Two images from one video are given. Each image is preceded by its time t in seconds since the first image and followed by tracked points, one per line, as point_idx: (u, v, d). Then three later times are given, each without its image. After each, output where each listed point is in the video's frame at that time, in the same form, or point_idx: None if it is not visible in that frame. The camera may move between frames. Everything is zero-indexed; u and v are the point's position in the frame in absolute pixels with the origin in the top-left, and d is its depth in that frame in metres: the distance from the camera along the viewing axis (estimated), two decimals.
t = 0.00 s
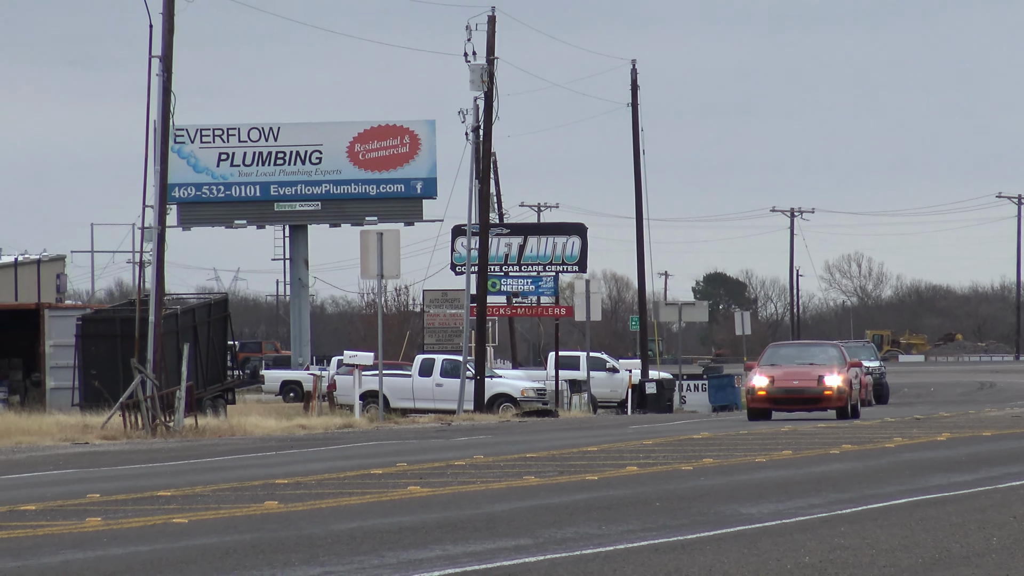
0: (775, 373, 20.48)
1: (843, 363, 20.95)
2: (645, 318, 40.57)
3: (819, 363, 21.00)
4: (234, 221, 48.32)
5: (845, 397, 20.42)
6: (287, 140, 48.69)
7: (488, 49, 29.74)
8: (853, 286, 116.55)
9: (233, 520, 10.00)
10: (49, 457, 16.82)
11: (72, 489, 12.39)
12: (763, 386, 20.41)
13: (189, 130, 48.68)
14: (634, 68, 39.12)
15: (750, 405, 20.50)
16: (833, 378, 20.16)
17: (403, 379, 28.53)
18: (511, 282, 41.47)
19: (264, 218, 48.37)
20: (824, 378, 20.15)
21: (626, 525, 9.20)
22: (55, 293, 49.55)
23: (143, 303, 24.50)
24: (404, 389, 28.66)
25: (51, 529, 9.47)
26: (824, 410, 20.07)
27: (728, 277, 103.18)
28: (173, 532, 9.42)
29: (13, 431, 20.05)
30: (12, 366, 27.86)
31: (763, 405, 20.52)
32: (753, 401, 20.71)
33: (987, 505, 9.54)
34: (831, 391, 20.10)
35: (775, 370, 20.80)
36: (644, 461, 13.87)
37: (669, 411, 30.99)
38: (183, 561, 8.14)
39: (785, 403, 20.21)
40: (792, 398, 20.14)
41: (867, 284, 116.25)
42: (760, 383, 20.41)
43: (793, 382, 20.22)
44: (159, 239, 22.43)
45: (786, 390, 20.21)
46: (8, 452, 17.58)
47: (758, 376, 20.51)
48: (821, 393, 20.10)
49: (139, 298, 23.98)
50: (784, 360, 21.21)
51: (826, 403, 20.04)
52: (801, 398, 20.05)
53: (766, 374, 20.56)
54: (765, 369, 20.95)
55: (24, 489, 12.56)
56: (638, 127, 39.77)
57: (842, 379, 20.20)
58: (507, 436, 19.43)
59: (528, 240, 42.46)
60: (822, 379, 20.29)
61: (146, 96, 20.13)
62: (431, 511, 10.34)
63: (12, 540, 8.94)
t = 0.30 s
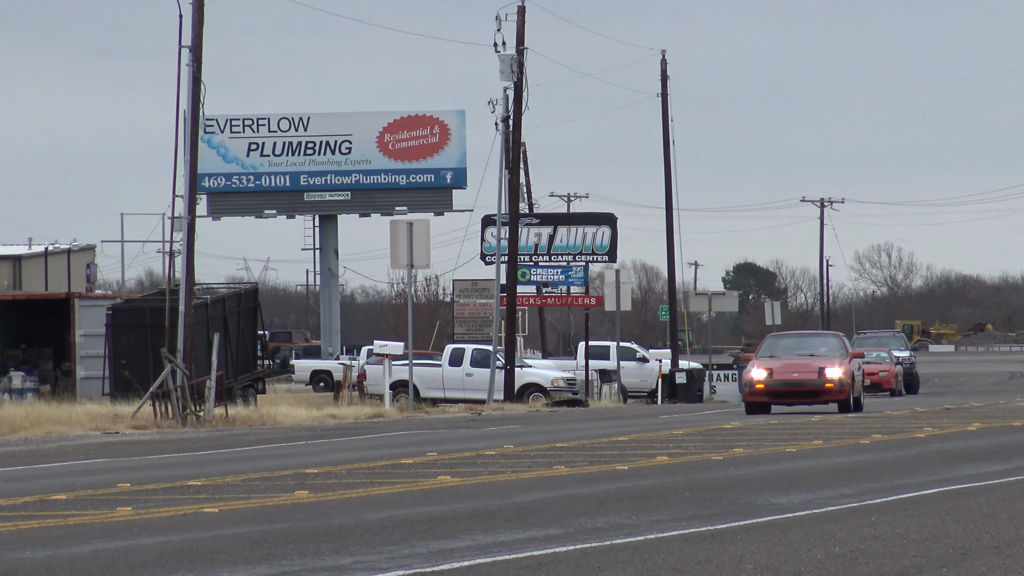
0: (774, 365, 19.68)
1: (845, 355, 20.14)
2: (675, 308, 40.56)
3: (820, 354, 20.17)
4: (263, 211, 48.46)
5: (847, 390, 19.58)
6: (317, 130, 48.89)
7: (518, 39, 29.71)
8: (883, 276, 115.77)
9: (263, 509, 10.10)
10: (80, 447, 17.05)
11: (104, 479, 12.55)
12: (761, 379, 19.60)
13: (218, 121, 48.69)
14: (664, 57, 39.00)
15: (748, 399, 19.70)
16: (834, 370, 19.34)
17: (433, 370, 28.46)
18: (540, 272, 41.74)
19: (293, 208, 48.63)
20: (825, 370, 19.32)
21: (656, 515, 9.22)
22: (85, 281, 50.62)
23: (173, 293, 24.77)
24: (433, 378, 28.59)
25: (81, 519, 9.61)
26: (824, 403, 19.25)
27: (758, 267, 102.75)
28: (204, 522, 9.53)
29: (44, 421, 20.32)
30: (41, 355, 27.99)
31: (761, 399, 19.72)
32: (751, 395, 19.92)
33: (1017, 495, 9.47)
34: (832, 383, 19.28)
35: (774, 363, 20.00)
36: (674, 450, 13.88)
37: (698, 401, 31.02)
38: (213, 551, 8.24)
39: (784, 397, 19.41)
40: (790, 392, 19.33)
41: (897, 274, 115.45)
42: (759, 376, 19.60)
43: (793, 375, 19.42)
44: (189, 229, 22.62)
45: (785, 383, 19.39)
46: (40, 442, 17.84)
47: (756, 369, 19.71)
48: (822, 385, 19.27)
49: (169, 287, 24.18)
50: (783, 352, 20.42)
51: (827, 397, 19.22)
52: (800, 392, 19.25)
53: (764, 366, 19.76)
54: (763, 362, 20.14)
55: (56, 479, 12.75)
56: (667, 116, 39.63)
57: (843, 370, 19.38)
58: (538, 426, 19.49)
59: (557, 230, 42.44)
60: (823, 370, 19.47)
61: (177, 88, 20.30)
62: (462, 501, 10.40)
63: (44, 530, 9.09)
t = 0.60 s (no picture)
0: (771, 359, 18.66)
1: (846, 348, 19.13)
2: (706, 300, 40.39)
3: (819, 348, 19.17)
4: (295, 203, 48.64)
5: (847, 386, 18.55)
6: (349, 122, 49.07)
7: (550, 32, 29.66)
8: (915, 269, 114.75)
9: (295, 502, 10.19)
10: (113, 439, 17.25)
11: (136, 471, 12.70)
12: (757, 373, 18.59)
13: (250, 112, 48.85)
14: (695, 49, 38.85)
15: (743, 394, 18.68)
16: (834, 365, 18.32)
17: (465, 361, 28.75)
18: (572, 264, 41.78)
19: (324, 200, 48.83)
20: (823, 365, 18.30)
21: (688, 508, 9.23)
22: (117, 274, 51.21)
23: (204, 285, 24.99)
24: (465, 370, 28.83)
25: (115, 511, 9.74)
26: (823, 399, 18.24)
27: (790, 260, 102.21)
28: (237, 514, 9.64)
29: (77, 412, 20.60)
30: (73, 347, 28.42)
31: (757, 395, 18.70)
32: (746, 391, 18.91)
33: None
34: (831, 378, 18.26)
35: (770, 357, 18.99)
36: (706, 443, 13.85)
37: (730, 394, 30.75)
38: (246, 543, 8.33)
39: (781, 392, 18.38)
40: (788, 387, 18.28)
41: (929, 267, 114.43)
42: (754, 370, 18.61)
43: (790, 369, 18.39)
44: (221, 221, 22.79)
45: (782, 378, 18.38)
46: (72, 433, 18.09)
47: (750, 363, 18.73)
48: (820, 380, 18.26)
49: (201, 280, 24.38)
50: (781, 346, 19.42)
51: (826, 392, 18.21)
52: (798, 387, 18.21)
53: (760, 360, 18.76)
54: (759, 355, 19.13)
55: (88, 471, 12.91)
56: (699, 108, 39.46)
57: (843, 365, 18.34)
58: (569, 418, 19.51)
59: (589, 222, 42.38)
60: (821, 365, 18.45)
61: (210, 80, 20.44)
62: (494, 493, 10.45)
63: (78, 522, 9.22)
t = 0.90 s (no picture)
0: (760, 351, 18.01)
1: (841, 339, 18.47)
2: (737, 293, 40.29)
3: (813, 339, 18.52)
4: (325, 196, 48.90)
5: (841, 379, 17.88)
6: (379, 115, 49.20)
7: (581, 24, 29.62)
8: (946, 261, 113.85)
9: (326, 494, 10.30)
10: (145, 432, 17.45)
11: (169, 464, 12.86)
12: (745, 365, 17.96)
13: (281, 106, 49.18)
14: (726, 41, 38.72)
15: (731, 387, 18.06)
16: (826, 356, 17.66)
17: (495, 354, 28.67)
18: (603, 257, 41.35)
19: (355, 192, 48.98)
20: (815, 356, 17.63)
21: (719, 500, 9.24)
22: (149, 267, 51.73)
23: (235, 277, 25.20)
24: (496, 363, 28.82)
25: (148, 504, 9.88)
26: (815, 393, 17.57)
27: (820, 252, 101.74)
28: (269, 506, 9.75)
29: (108, 404, 20.85)
30: (105, 339, 28.67)
31: (746, 387, 18.06)
32: (735, 383, 18.29)
33: None
34: (823, 370, 17.59)
35: (760, 347, 18.34)
36: (736, 435, 13.83)
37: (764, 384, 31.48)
38: (276, 535, 8.43)
39: (770, 384, 17.73)
40: (777, 379, 17.64)
41: (960, 259, 113.51)
42: (743, 362, 17.96)
43: (781, 361, 17.73)
44: (251, 214, 22.97)
45: (772, 370, 17.73)
46: (104, 426, 18.32)
47: (739, 354, 18.08)
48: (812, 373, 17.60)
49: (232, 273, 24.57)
50: (772, 336, 18.77)
51: (818, 385, 17.53)
52: (787, 379, 17.55)
53: (749, 352, 18.13)
54: (749, 346, 18.49)
55: (121, 463, 13.10)
56: (730, 100, 39.30)
57: (836, 357, 17.67)
58: (599, 410, 19.54)
59: (620, 215, 42.43)
60: (813, 357, 17.79)
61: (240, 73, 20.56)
62: (524, 486, 10.50)
63: (109, 514, 9.36)
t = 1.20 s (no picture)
0: (743, 349, 17.45)
1: (827, 337, 17.96)
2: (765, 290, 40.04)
3: (798, 336, 18.00)
4: (354, 193, 48.98)
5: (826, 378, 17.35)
6: (407, 112, 49.34)
7: (609, 21, 29.56)
8: (976, 258, 112.83)
9: (355, 491, 10.38)
10: (177, 428, 17.63)
11: (198, 461, 12.99)
12: (727, 364, 17.41)
13: (309, 103, 49.32)
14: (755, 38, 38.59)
15: (712, 386, 17.49)
16: (811, 355, 17.12)
17: (523, 351, 28.87)
18: (631, 254, 41.55)
19: (383, 189, 49.03)
20: (799, 355, 17.10)
21: (747, 497, 9.23)
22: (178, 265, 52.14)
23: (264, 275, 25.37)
24: (524, 359, 28.94)
25: (178, 501, 9.99)
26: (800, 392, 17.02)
27: (849, 249, 101.10)
28: (299, 503, 9.84)
29: (137, 402, 21.05)
30: (133, 337, 28.88)
31: (728, 386, 17.52)
32: (717, 382, 17.74)
33: None
34: (807, 369, 17.05)
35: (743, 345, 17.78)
36: (764, 432, 13.79)
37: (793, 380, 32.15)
38: (305, 532, 8.51)
39: (753, 384, 17.18)
40: (760, 378, 17.08)
41: (991, 256, 112.47)
42: (725, 361, 17.40)
43: (764, 359, 17.17)
44: (280, 211, 23.12)
45: (754, 368, 17.17)
46: (133, 423, 18.50)
47: (721, 352, 17.50)
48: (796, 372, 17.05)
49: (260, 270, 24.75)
50: (755, 333, 18.23)
51: (803, 384, 17.00)
52: (772, 378, 17.01)
53: (731, 350, 17.57)
54: (731, 344, 17.93)
55: (152, 460, 13.25)
56: (759, 97, 39.12)
57: (821, 355, 17.14)
58: (627, 408, 19.55)
59: (649, 211, 42.32)
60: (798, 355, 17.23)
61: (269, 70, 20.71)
62: (553, 482, 10.53)
63: (138, 511, 9.48)
